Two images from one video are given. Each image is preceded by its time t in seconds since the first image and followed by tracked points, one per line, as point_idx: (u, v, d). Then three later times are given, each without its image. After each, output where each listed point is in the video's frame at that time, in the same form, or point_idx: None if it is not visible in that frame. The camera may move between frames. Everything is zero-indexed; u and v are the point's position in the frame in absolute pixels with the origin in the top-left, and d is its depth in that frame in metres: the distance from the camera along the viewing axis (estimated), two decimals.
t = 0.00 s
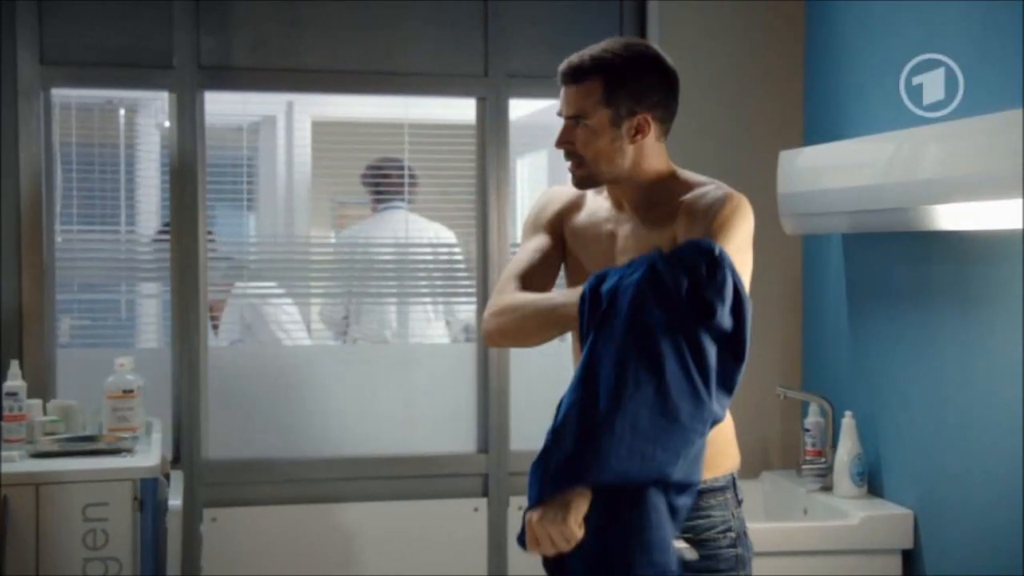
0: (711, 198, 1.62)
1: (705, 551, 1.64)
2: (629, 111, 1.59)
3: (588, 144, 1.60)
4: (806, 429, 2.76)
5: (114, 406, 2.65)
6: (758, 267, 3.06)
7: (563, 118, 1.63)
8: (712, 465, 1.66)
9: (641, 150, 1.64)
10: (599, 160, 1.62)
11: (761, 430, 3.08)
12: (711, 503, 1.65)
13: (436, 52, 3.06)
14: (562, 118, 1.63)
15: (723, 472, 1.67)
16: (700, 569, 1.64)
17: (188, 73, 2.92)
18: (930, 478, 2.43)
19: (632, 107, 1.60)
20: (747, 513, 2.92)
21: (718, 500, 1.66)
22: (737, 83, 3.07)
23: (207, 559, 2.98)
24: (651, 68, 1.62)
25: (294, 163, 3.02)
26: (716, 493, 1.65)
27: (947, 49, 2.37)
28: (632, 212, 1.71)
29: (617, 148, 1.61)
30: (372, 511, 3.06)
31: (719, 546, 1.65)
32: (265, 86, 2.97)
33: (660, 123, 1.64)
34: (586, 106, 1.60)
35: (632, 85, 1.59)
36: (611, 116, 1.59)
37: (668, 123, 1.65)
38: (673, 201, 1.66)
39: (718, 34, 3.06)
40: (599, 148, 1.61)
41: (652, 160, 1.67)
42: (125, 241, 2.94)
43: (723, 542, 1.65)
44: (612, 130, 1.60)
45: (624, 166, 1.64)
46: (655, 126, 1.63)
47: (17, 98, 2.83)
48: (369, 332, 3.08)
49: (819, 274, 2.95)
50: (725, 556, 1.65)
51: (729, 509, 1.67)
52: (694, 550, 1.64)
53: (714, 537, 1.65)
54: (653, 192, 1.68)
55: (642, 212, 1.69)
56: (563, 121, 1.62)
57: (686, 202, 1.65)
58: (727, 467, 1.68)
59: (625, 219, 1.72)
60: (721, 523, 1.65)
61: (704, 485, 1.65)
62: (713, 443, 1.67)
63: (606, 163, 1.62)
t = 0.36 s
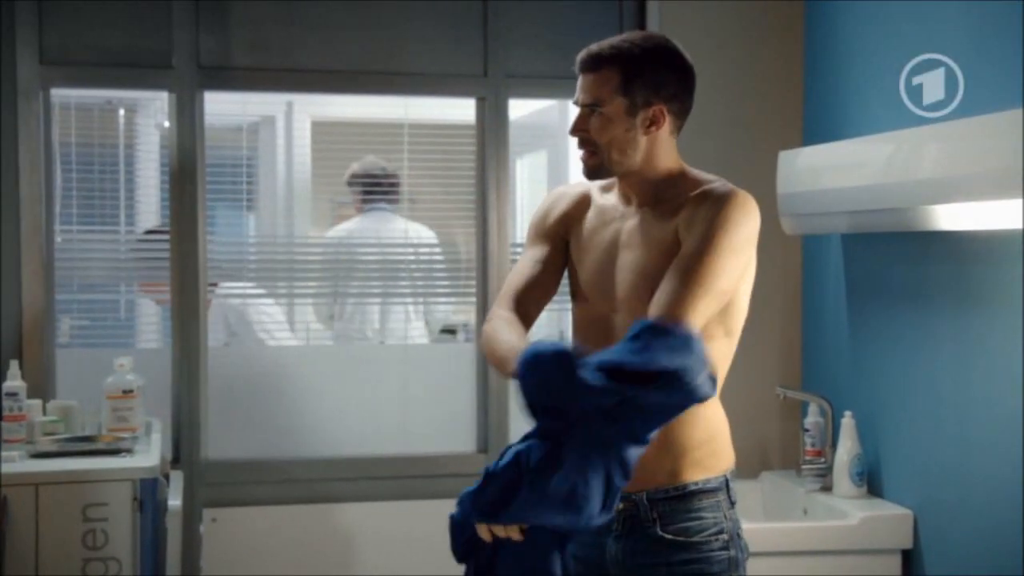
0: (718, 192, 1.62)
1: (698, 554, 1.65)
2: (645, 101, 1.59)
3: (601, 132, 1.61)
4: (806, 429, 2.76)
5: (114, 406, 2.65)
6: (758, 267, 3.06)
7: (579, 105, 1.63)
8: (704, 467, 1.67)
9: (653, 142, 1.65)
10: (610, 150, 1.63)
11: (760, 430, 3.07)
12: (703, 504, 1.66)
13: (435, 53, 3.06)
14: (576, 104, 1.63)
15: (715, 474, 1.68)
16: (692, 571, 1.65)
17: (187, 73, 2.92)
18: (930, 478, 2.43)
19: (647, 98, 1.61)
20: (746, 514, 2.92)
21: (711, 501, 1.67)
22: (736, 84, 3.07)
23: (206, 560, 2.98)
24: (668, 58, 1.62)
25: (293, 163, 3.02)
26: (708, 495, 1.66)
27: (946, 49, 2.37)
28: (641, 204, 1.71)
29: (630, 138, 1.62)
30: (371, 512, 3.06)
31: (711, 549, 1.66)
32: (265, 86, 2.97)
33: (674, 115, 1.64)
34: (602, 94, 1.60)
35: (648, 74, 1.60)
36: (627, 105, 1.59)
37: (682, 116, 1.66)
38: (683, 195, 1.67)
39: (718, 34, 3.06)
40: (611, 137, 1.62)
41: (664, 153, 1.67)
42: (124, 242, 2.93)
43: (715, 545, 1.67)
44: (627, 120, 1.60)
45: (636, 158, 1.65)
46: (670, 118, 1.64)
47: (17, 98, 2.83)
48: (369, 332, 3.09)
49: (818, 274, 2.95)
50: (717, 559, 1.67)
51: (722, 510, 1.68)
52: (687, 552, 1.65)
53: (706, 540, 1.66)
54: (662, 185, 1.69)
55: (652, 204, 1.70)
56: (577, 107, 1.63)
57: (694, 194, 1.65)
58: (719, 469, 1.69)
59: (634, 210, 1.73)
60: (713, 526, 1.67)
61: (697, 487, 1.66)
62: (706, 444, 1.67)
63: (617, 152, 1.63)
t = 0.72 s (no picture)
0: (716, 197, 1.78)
1: (697, 555, 1.74)
2: (641, 95, 1.77)
3: (598, 125, 1.78)
4: (809, 429, 2.76)
5: (117, 406, 2.65)
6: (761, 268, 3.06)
7: (578, 99, 1.81)
8: (700, 469, 1.77)
9: (650, 138, 1.81)
10: (607, 143, 1.79)
11: (762, 429, 3.07)
12: (702, 507, 1.75)
13: (438, 53, 3.06)
14: (576, 99, 1.81)
15: (712, 476, 1.77)
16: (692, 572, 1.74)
17: (190, 73, 2.92)
18: (932, 479, 2.43)
19: (644, 94, 1.78)
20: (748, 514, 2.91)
21: (709, 503, 1.76)
22: (739, 84, 3.07)
23: (209, 560, 2.98)
24: (665, 61, 1.81)
25: (296, 164, 3.03)
26: (705, 497, 1.75)
27: (947, 49, 2.37)
28: (636, 206, 1.87)
29: (625, 131, 1.78)
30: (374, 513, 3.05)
31: (710, 551, 1.75)
32: (267, 86, 2.97)
33: (669, 113, 1.81)
34: (600, 87, 1.78)
35: (644, 72, 1.78)
36: (623, 99, 1.77)
37: (676, 115, 1.83)
38: (673, 195, 1.83)
39: (721, 35, 3.06)
40: (608, 129, 1.78)
41: (659, 156, 1.84)
42: (127, 241, 2.94)
43: (714, 547, 1.75)
44: (623, 114, 1.78)
45: (631, 153, 1.81)
46: (663, 115, 1.80)
47: (20, 98, 2.83)
48: (370, 330, 3.09)
49: (820, 275, 2.95)
50: (716, 560, 1.75)
51: (720, 513, 1.77)
52: (686, 554, 1.74)
53: (705, 542, 1.75)
54: (660, 188, 1.85)
55: (647, 206, 1.85)
56: (576, 102, 1.80)
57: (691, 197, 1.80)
58: (715, 471, 1.78)
59: (629, 213, 1.88)
60: (712, 528, 1.75)
61: (695, 489, 1.75)
62: (701, 446, 1.77)
63: (613, 145, 1.79)
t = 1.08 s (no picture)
0: (716, 195, 1.75)
1: (703, 556, 1.73)
2: (645, 93, 1.76)
3: (602, 123, 1.77)
4: (821, 428, 2.75)
5: (129, 404, 2.66)
6: (772, 266, 3.06)
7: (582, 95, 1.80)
8: (708, 469, 1.75)
9: (654, 134, 1.80)
10: (610, 140, 1.78)
11: (773, 428, 3.07)
12: (708, 507, 1.74)
13: (449, 52, 3.06)
14: (580, 96, 1.80)
15: (720, 476, 1.75)
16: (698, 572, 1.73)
17: (202, 73, 2.92)
18: (945, 479, 2.43)
19: (647, 90, 1.77)
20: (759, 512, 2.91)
21: (715, 504, 1.74)
22: (750, 83, 3.06)
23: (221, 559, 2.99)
24: (670, 57, 1.79)
25: (307, 162, 3.03)
26: (713, 498, 1.74)
27: (947, 49, 2.40)
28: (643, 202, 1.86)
29: (628, 128, 1.77)
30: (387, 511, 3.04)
31: (716, 552, 1.74)
32: (278, 85, 2.97)
33: (673, 110, 1.80)
34: (604, 84, 1.77)
35: (648, 70, 1.77)
36: (625, 97, 1.76)
37: (682, 112, 1.82)
38: (678, 191, 1.81)
39: (732, 33, 3.05)
40: (611, 127, 1.77)
41: (665, 151, 1.82)
42: (139, 240, 2.94)
43: (720, 547, 1.74)
44: (626, 112, 1.77)
45: (634, 150, 1.80)
46: (668, 112, 1.79)
47: (33, 97, 2.84)
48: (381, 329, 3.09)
49: (833, 274, 2.95)
50: (722, 561, 1.74)
51: (727, 513, 1.75)
52: (692, 554, 1.74)
53: (711, 543, 1.74)
54: (665, 183, 1.83)
55: (652, 203, 1.84)
56: (580, 100, 1.80)
57: (693, 194, 1.78)
58: (725, 470, 1.77)
59: (634, 210, 1.87)
60: (718, 528, 1.74)
61: (701, 489, 1.73)
62: (709, 446, 1.76)
63: (615, 142, 1.78)
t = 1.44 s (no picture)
0: (723, 195, 1.83)
1: (713, 557, 1.82)
2: (648, 90, 1.87)
3: (606, 119, 1.89)
4: (853, 427, 2.73)
5: (158, 401, 2.66)
6: (802, 264, 3.04)
7: (589, 95, 1.92)
8: (720, 471, 1.84)
9: (660, 132, 1.89)
10: (614, 137, 1.89)
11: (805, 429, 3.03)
12: (719, 509, 1.82)
13: (477, 48, 3.05)
14: (587, 94, 1.92)
15: (732, 478, 1.84)
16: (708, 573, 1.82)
17: (230, 70, 2.92)
18: (981, 480, 2.40)
19: (651, 88, 1.87)
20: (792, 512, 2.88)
21: (726, 506, 1.83)
22: (781, 79, 3.04)
23: (250, 557, 2.99)
24: (675, 57, 1.89)
25: (335, 156, 3.02)
26: (722, 500, 1.83)
27: (947, 51, 2.52)
28: (655, 200, 1.94)
29: (632, 125, 1.88)
30: (416, 508, 3.05)
31: (726, 554, 1.82)
32: (307, 82, 2.97)
33: (678, 108, 1.89)
34: (609, 83, 1.89)
35: (652, 68, 1.87)
36: (630, 94, 1.87)
37: (688, 110, 1.91)
38: (685, 188, 1.90)
39: (763, 28, 3.02)
40: (616, 122, 1.88)
41: (672, 149, 1.91)
42: (167, 237, 2.94)
43: (730, 550, 1.82)
44: (630, 109, 1.87)
45: (639, 148, 1.90)
46: (672, 110, 1.89)
47: (64, 95, 2.84)
48: (409, 327, 3.08)
49: (865, 272, 2.92)
50: (732, 563, 1.82)
51: (738, 515, 1.83)
52: (703, 556, 1.82)
53: (721, 545, 1.82)
54: (672, 178, 1.92)
55: (660, 201, 1.93)
56: (587, 96, 1.92)
57: (699, 193, 1.86)
58: (739, 471, 1.85)
59: (645, 208, 1.97)
60: (728, 531, 1.83)
61: (712, 493, 1.82)
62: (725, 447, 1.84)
63: (619, 138, 1.89)
